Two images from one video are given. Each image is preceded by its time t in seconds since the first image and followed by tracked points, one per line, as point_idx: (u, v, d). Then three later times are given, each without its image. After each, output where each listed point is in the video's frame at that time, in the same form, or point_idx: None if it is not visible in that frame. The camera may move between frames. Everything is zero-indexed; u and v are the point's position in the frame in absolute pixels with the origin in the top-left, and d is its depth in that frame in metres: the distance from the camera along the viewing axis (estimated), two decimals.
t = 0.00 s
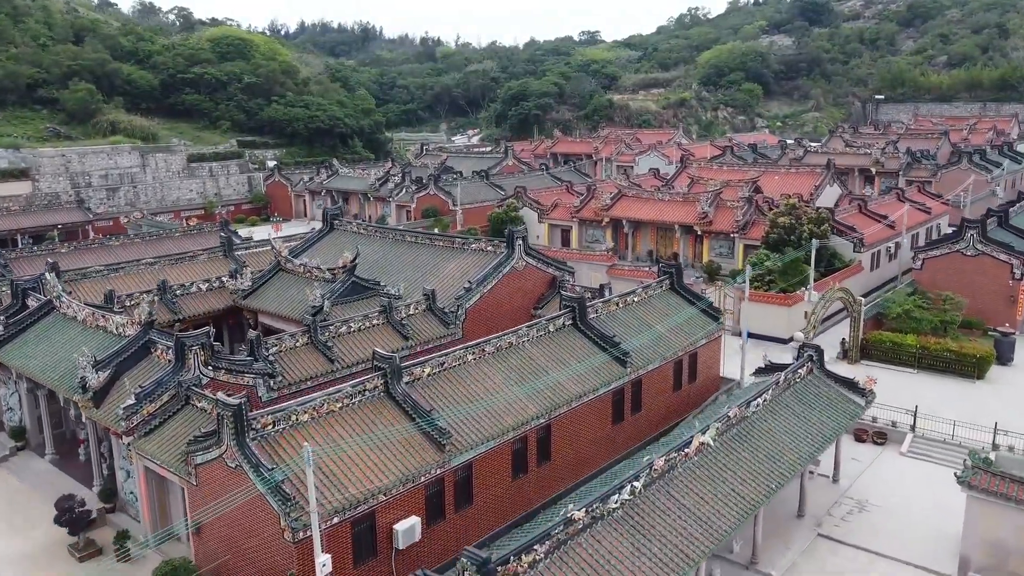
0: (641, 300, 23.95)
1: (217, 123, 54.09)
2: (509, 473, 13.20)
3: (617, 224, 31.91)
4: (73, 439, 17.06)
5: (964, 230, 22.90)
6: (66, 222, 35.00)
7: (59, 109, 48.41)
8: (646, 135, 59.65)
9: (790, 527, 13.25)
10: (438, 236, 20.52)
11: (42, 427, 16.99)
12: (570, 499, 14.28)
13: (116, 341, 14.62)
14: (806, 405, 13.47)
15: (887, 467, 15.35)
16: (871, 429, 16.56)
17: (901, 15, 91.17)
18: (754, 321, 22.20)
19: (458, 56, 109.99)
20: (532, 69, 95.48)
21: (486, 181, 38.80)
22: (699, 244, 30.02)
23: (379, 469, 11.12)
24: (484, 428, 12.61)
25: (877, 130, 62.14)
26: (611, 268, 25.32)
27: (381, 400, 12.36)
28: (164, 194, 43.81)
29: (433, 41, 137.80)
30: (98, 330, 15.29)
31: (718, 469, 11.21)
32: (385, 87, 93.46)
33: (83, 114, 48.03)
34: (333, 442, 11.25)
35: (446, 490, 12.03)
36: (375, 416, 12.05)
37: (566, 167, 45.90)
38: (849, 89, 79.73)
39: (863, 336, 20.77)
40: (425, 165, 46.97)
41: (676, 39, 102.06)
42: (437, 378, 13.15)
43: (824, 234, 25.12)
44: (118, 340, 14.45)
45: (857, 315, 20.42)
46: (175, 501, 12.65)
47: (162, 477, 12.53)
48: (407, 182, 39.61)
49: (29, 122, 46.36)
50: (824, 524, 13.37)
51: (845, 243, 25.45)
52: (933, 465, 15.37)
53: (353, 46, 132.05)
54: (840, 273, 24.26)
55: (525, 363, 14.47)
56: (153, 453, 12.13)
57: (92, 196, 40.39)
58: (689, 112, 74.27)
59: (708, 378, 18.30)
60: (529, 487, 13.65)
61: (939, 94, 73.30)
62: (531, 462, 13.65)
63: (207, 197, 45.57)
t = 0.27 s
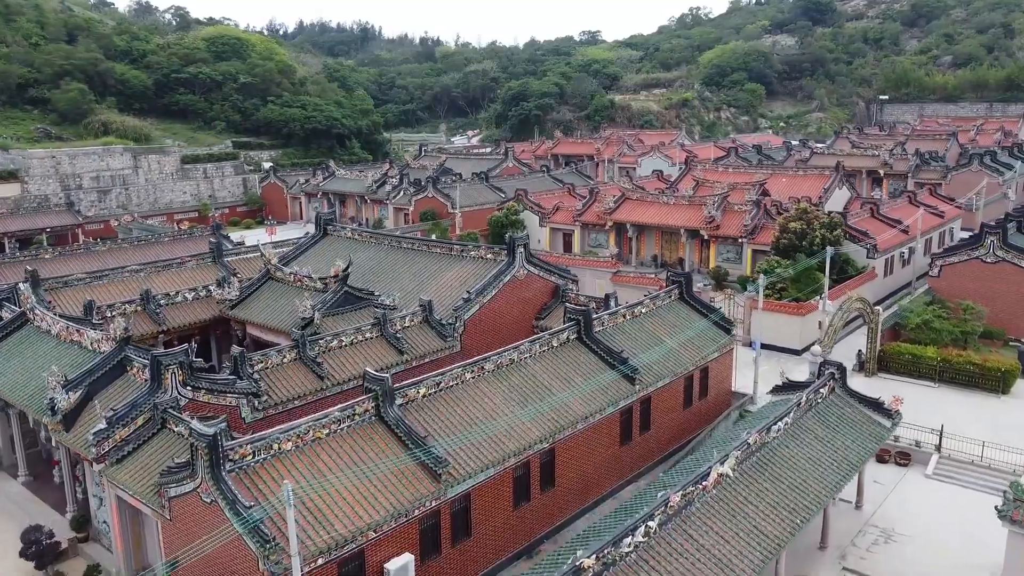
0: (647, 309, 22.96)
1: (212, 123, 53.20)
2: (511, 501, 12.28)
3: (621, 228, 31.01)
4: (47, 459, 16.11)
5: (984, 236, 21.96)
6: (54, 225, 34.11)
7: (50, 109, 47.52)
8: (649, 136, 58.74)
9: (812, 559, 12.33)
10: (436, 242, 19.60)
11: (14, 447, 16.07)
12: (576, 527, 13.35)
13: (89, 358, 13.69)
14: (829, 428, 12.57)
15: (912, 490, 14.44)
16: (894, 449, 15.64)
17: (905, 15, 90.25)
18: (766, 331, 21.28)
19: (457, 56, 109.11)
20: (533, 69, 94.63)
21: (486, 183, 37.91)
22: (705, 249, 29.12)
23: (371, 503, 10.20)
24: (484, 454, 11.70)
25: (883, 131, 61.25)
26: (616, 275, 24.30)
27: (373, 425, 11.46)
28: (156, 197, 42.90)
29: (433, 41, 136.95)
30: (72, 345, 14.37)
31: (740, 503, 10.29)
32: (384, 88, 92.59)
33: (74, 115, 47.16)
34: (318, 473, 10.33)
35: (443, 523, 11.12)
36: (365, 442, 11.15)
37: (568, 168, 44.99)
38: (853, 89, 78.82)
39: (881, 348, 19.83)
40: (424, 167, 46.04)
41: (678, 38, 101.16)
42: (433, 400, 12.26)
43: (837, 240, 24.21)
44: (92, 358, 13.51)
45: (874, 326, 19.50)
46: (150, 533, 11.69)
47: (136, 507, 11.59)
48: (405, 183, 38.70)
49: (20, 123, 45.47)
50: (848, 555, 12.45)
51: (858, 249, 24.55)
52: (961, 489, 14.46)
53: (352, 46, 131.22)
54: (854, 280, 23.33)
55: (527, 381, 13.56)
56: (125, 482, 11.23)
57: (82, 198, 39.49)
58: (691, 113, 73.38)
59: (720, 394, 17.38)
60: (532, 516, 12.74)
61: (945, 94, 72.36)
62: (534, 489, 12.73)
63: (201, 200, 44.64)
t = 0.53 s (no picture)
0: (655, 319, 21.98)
1: (207, 124, 52.32)
2: (512, 535, 11.35)
3: (625, 232, 30.11)
4: (18, 482, 15.17)
5: (1005, 243, 21.04)
6: (41, 229, 33.20)
7: (40, 110, 46.65)
8: (651, 136, 57.84)
9: None
10: (434, 250, 18.68)
11: None
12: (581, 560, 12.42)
13: (60, 377, 12.77)
14: (856, 455, 11.63)
15: (940, 517, 13.52)
16: (919, 472, 14.73)
17: (909, 14, 89.37)
18: (778, 342, 20.36)
19: (457, 56, 108.19)
20: (533, 69, 93.73)
21: (485, 186, 36.96)
22: (712, 254, 28.24)
23: (359, 545, 9.26)
24: (483, 485, 10.75)
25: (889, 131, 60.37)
26: (621, 282, 23.29)
27: (362, 454, 10.53)
28: (149, 199, 42.00)
29: (433, 41, 136.03)
30: (44, 362, 13.45)
31: (765, 544, 9.35)
32: (383, 88, 91.70)
33: (65, 116, 46.30)
34: (301, 512, 9.38)
35: (438, 563, 10.18)
36: (354, 474, 10.22)
37: (569, 170, 44.09)
38: (858, 89, 77.93)
39: (900, 361, 18.90)
40: (422, 168, 45.14)
41: (680, 38, 100.25)
42: (429, 425, 11.34)
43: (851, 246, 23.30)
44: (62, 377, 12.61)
45: (893, 338, 18.58)
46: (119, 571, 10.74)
47: (104, 543, 10.65)
48: (402, 185, 37.79)
49: (9, 123, 44.61)
50: None
51: (873, 256, 23.66)
52: (993, 516, 13.54)
53: (351, 46, 130.35)
54: (868, 288, 22.41)
55: (530, 403, 12.64)
56: (92, 518, 10.29)
57: (73, 201, 38.59)
58: (694, 113, 72.50)
59: (733, 411, 16.45)
60: (535, 550, 11.81)
61: (951, 94, 71.44)
62: (538, 520, 11.80)
63: (194, 203, 43.74)
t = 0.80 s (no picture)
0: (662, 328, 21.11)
1: (201, 124, 51.40)
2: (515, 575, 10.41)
3: (630, 237, 29.18)
4: None
5: None
6: (28, 233, 32.27)
7: (31, 110, 45.75)
8: (654, 137, 56.91)
9: None
10: (431, 258, 17.74)
11: None
12: None
13: (25, 400, 11.84)
14: (888, 487, 10.70)
15: (974, 548, 12.60)
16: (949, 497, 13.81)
17: (913, 14, 88.51)
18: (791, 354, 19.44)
19: (456, 55, 107.23)
20: (533, 69, 92.81)
21: (485, 188, 36.05)
22: (720, 260, 27.32)
23: None
24: (484, 522, 9.81)
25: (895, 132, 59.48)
26: (627, 290, 22.39)
27: (351, 490, 9.60)
28: (141, 201, 41.09)
29: (432, 41, 135.04)
30: (10, 382, 12.54)
31: None
32: (381, 88, 90.75)
33: (56, 116, 45.40)
34: (282, 559, 8.44)
35: None
36: (342, 512, 9.29)
37: (571, 172, 43.13)
38: (862, 90, 77.03)
39: (922, 375, 17.99)
40: (421, 170, 44.20)
41: (682, 38, 99.30)
42: (425, 454, 10.42)
43: (866, 252, 22.38)
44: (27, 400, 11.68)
45: (915, 351, 17.65)
46: None
47: None
48: (401, 187, 36.85)
49: None
50: None
51: (888, 263, 22.70)
52: None
53: (350, 46, 129.39)
54: (885, 296, 21.49)
55: (534, 427, 11.70)
56: (53, 561, 9.35)
57: (62, 203, 37.69)
58: (696, 114, 71.59)
59: (748, 430, 15.51)
60: None
61: (956, 94, 70.54)
62: (543, 557, 10.87)
63: (188, 205, 42.81)
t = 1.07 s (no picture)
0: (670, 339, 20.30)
1: (196, 125, 50.48)
2: None
3: (634, 241, 28.25)
4: None
5: None
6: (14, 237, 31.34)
7: (21, 110, 44.84)
8: (657, 138, 55.98)
9: None
10: (428, 266, 16.80)
11: None
12: None
13: None
14: (927, 526, 9.73)
15: None
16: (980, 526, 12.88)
17: (918, 13, 87.61)
18: (804, 367, 18.53)
19: (456, 55, 106.21)
20: (533, 69, 91.87)
21: (485, 190, 35.10)
22: (728, 266, 26.41)
23: None
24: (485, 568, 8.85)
25: (901, 133, 58.56)
26: (632, 298, 21.52)
27: (340, 534, 8.65)
28: (133, 204, 40.19)
29: (432, 41, 133.99)
30: None
31: None
32: (380, 88, 89.77)
33: (46, 117, 44.51)
34: None
35: None
36: (326, 559, 8.33)
37: (573, 173, 42.20)
38: (867, 90, 76.16)
39: (946, 390, 17.05)
40: (419, 171, 43.27)
41: (684, 37, 98.35)
42: (420, 490, 9.51)
43: (882, 259, 21.45)
44: None
45: (937, 365, 16.73)
46: None
47: None
48: (398, 190, 35.92)
49: None
50: None
51: (906, 270, 21.79)
52: None
53: (348, 45, 128.38)
54: (903, 305, 20.55)
55: (538, 456, 10.75)
56: None
57: (52, 206, 36.77)
58: (699, 114, 70.65)
59: (763, 452, 14.56)
60: None
61: (962, 95, 69.63)
62: None
63: (182, 208, 41.88)
